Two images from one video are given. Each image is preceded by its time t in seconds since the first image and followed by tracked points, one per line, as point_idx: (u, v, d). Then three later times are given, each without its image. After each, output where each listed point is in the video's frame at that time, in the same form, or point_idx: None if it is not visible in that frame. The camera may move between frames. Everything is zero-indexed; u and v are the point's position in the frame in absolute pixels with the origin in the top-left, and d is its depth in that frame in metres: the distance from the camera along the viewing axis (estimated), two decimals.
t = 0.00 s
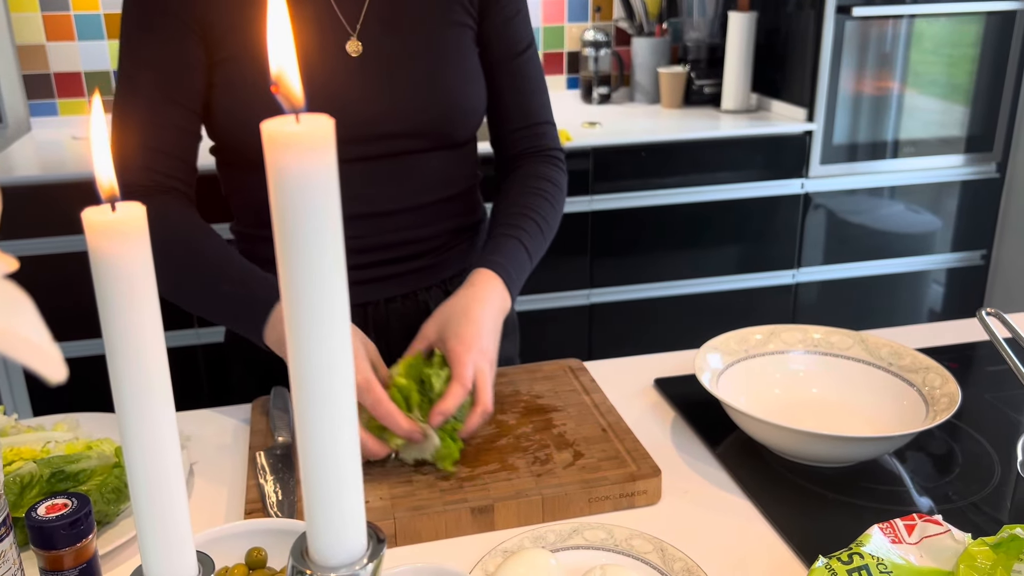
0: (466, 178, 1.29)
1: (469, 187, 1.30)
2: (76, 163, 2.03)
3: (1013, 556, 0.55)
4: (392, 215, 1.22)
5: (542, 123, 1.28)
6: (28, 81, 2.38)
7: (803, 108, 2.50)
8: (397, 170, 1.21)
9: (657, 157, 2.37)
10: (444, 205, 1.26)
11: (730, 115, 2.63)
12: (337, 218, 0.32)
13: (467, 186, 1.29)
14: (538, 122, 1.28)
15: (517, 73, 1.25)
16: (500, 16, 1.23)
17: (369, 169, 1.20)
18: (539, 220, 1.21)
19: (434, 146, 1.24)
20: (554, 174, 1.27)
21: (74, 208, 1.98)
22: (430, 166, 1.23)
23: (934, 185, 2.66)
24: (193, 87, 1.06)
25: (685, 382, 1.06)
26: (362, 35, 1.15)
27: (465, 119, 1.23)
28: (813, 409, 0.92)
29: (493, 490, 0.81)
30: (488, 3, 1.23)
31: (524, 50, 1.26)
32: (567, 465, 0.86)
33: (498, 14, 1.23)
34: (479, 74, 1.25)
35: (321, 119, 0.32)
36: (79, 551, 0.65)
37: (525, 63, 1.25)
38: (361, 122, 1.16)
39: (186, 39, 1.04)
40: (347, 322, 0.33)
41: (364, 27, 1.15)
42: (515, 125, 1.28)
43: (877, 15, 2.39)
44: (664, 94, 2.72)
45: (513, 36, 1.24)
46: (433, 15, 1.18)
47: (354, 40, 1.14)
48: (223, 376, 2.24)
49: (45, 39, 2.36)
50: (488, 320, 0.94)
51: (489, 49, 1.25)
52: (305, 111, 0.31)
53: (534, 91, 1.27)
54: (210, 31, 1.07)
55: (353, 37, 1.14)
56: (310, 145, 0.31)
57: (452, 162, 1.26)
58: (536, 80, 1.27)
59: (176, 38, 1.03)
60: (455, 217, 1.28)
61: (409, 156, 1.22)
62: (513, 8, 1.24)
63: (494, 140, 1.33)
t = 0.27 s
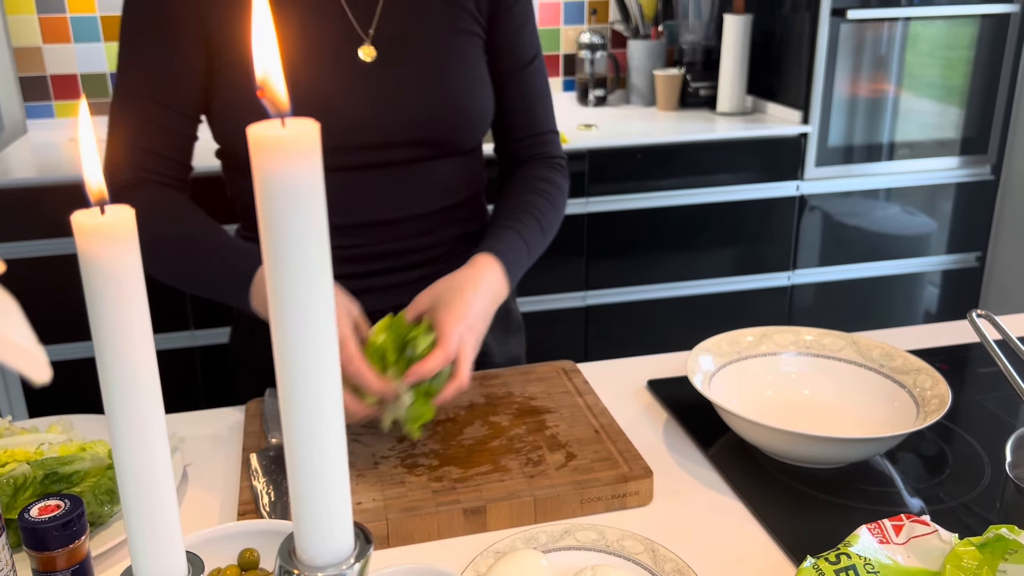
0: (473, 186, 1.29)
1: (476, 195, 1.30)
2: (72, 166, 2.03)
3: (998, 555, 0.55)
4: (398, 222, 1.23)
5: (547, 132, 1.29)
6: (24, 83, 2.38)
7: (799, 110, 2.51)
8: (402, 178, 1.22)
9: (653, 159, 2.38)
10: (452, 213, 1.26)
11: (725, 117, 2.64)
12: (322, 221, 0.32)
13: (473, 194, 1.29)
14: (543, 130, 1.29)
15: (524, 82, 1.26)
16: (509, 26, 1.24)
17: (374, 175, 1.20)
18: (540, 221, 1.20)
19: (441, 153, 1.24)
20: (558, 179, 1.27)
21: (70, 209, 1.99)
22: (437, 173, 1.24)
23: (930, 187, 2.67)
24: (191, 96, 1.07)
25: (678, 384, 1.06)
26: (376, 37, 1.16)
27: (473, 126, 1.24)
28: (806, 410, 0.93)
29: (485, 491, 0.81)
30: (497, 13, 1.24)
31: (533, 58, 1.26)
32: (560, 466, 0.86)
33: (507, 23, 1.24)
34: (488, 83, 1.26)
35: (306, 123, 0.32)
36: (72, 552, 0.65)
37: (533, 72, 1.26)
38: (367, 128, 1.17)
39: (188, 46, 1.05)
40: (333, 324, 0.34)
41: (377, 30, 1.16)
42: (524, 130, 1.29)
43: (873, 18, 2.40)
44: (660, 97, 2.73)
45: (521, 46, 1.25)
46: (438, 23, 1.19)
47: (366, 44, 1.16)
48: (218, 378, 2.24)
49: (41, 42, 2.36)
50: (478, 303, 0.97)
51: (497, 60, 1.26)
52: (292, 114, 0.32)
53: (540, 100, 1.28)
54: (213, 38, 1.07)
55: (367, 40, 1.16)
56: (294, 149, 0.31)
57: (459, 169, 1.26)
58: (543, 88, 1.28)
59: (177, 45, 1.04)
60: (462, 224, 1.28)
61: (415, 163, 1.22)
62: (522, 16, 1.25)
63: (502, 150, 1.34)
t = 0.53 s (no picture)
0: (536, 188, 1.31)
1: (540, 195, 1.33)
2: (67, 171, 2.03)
3: (977, 556, 0.56)
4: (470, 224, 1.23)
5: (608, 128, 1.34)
6: (18, 88, 2.39)
7: (791, 114, 2.52)
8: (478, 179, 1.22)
9: (646, 164, 2.39)
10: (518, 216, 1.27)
11: (718, 122, 2.65)
12: (308, 227, 0.33)
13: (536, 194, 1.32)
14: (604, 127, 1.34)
15: (583, 88, 1.32)
16: (568, 33, 1.28)
17: (452, 177, 1.20)
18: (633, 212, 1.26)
19: (512, 155, 1.25)
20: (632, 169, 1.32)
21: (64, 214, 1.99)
22: (507, 175, 1.25)
23: (922, 191, 2.69)
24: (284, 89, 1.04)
25: (669, 388, 1.07)
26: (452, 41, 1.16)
27: (543, 127, 1.25)
28: (795, 414, 0.94)
29: (476, 494, 0.82)
30: (560, 19, 1.27)
31: (588, 69, 1.32)
32: (550, 469, 0.87)
33: (567, 32, 1.28)
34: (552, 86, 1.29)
35: (291, 134, 0.33)
36: (65, 555, 0.66)
37: (590, 81, 1.32)
38: (454, 127, 1.17)
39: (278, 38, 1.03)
40: (318, 330, 0.35)
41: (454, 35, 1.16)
42: (580, 134, 1.34)
43: (865, 23, 2.41)
44: (653, 101, 2.74)
45: (578, 53, 1.30)
46: (515, 23, 1.20)
47: (444, 47, 1.15)
48: (212, 382, 2.24)
49: (36, 47, 2.36)
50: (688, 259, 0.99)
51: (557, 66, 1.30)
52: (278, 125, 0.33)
53: (598, 100, 1.33)
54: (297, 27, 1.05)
55: (444, 44, 1.15)
56: (279, 158, 0.32)
57: (525, 172, 1.27)
58: (597, 92, 1.34)
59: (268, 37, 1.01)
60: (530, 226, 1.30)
61: (492, 165, 1.23)
62: (579, 28, 1.30)
63: (561, 150, 1.37)
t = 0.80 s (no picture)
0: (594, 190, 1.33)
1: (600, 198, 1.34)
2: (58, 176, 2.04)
3: (945, 549, 0.58)
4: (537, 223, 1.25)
5: (676, 132, 1.35)
6: (9, 94, 2.39)
7: (778, 120, 2.54)
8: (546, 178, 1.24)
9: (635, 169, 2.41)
10: (576, 214, 1.30)
11: (706, 127, 2.67)
12: (289, 230, 0.35)
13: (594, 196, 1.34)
14: (672, 131, 1.35)
15: (651, 92, 1.32)
16: (635, 38, 1.29)
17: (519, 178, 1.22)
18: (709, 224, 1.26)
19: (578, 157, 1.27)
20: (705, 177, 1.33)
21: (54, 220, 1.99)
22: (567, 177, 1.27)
23: (908, 195, 2.71)
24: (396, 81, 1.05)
25: (654, 389, 1.09)
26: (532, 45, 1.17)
27: (609, 129, 1.26)
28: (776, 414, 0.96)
29: (462, 493, 0.83)
30: (626, 24, 1.28)
31: (653, 70, 1.33)
32: (535, 468, 0.88)
33: (634, 37, 1.29)
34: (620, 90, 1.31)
35: (273, 141, 0.35)
36: (56, 555, 0.66)
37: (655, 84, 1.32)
38: (535, 132, 1.18)
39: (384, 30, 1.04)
40: (300, 327, 0.36)
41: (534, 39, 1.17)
42: (647, 134, 1.34)
43: (851, 29, 2.44)
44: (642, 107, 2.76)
45: (645, 57, 1.31)
46: (584, 29, 1.21)
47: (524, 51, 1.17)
48: (202, 387, 2.24)
49: (27, 54, 2.37)
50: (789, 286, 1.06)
51: (624, 71, 1.31)
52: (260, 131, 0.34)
53: (665, 105, 1.34)
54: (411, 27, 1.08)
55: (524, 48, 1.16)
56: (260, 166, 0.33)
57: (583, 174, 1.30)
58: (664, 96, 1.35)
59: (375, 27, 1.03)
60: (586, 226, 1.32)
61: (560, 166, 1.25)
62: (643, 31, 1.31)
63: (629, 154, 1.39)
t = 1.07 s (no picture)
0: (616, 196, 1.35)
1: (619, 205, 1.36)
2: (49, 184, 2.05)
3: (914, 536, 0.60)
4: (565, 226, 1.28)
5: (699, 144, 1.35)
6: None
7: (763, 126, 2.58)
8: (565, 184, 1.26)
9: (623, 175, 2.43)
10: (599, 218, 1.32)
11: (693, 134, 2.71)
12: (283, 229, 0.36)
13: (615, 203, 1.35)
14: (696, 144, 1.35)
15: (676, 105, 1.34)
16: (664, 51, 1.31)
17: (543, 183, 1.24)
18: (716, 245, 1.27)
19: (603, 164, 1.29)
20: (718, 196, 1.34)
21: (44, 227, 2.00)
22: (593, 184, 1.29)
23: (892, 201, 2.75)
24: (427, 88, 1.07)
25: (640, 390, 1.11)
26: (563, 55, 1.19)
27: (636, 137, 1.28)
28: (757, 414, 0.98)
29: (451, 490, 0.85)
30: (657, 38, 1.30)
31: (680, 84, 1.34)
32: (522, 466, 0.90)
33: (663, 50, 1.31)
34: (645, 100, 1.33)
35: (268, 146, 0.37)
36: (52, 551, 0.68)
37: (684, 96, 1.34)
38: (562, 139, 1.21)
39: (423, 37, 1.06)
40: (293, 322, 0.38)
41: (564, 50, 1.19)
42: (672, 151, 1.35)
43: (835, 37, 2.48)
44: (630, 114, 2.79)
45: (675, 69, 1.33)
46: (613, 40, 1.23)
47: (555, 58, 1.19)
48: (192, 392, 2.25)
49: (18, 60, 2.38)
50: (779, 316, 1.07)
51: (652, 84, 1.33)
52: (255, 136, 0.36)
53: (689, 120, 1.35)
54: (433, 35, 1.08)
55: (555, 58, 1.19)
56: (255, 168, 0.35)
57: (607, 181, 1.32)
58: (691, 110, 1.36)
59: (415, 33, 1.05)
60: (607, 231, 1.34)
61: (582, 172, 1.27)
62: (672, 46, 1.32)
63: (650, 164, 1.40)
